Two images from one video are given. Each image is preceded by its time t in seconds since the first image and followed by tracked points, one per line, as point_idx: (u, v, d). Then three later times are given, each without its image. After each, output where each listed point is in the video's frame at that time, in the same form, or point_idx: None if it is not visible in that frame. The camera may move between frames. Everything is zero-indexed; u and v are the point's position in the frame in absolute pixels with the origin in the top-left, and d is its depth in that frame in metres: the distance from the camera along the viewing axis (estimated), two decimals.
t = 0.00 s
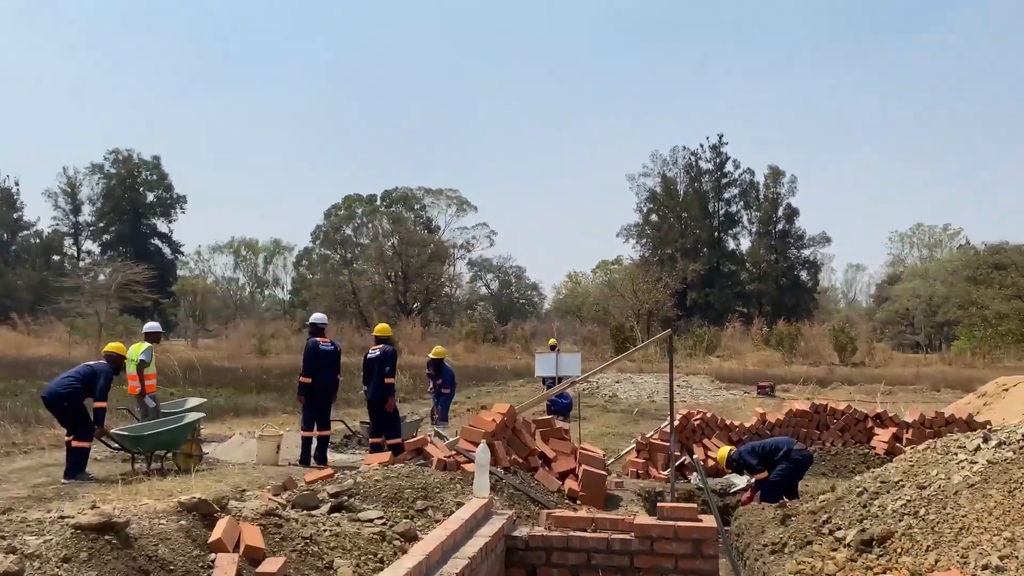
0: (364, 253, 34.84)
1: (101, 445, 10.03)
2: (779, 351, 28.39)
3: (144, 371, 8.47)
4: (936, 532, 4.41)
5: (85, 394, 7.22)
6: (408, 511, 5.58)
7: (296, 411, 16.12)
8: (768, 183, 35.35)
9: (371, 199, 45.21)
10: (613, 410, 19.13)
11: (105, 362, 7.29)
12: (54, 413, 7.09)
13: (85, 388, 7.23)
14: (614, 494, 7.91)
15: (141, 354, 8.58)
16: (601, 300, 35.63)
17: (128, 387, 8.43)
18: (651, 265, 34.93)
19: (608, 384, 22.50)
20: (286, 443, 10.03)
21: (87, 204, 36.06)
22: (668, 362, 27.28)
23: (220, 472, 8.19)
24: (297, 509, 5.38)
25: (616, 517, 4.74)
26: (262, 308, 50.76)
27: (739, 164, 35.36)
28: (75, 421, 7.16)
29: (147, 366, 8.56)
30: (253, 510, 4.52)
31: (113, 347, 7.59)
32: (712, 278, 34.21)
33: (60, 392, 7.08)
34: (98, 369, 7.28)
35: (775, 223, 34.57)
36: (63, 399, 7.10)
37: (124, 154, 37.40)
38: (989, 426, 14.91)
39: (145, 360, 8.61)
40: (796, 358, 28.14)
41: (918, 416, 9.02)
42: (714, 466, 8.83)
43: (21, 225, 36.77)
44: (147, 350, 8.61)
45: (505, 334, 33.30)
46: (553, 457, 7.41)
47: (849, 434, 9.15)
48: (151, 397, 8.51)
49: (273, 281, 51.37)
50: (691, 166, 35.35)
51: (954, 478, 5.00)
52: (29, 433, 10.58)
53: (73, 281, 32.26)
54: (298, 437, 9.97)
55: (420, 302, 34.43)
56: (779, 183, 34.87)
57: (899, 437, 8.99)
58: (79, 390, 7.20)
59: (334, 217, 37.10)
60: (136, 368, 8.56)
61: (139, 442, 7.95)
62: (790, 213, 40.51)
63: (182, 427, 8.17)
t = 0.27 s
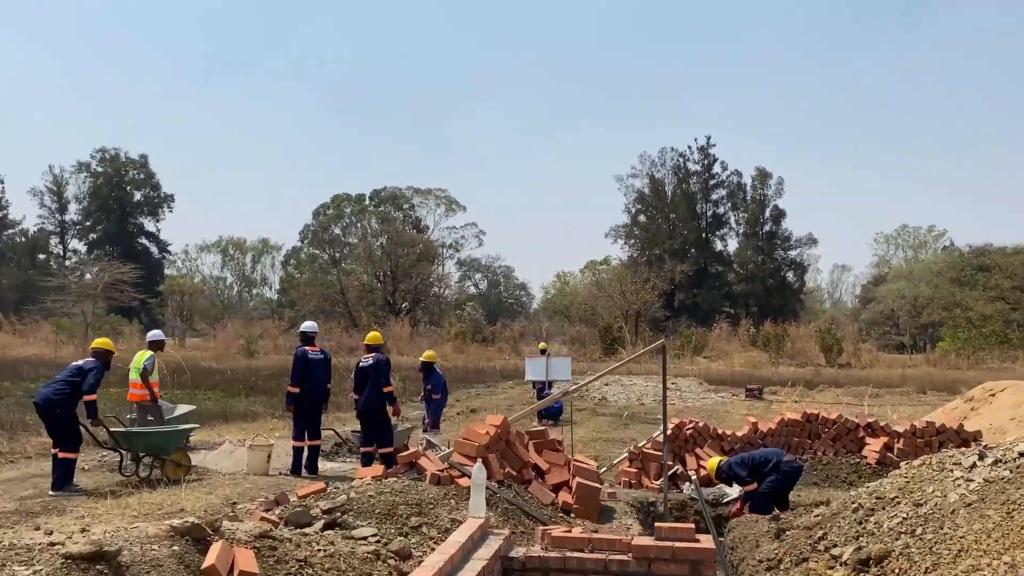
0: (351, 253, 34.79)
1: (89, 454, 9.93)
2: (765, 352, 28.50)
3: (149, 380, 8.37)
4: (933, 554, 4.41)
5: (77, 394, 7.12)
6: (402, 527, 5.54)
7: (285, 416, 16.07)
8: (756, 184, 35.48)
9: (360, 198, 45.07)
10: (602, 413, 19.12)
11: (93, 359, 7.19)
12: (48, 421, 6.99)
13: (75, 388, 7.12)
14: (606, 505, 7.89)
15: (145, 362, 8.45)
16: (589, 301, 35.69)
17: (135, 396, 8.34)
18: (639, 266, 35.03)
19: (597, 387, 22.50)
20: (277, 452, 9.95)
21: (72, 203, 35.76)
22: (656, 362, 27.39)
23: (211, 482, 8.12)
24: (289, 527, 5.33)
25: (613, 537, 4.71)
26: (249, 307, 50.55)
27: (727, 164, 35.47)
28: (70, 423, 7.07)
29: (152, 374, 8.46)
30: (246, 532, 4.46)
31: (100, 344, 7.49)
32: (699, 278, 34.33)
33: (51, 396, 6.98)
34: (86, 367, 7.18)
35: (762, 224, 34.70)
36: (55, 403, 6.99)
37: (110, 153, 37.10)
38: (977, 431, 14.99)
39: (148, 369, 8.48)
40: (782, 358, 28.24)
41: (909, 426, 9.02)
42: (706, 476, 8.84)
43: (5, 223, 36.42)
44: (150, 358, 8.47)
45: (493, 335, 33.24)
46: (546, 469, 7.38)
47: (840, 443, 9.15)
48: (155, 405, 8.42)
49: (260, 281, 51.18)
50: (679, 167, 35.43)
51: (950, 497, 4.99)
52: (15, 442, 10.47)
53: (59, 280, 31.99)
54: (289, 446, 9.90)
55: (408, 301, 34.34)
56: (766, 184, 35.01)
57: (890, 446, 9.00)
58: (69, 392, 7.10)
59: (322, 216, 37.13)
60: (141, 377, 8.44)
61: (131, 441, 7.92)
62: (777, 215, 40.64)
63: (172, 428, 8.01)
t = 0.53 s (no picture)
0: (340, 246, 34.67)
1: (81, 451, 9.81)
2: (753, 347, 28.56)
3: (151, 378, 8.26)
4: (943, 553, 4.42)
5: (76, 383, 7.00)
6: (407, 526, 5.50)
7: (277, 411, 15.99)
8: (745, 179, 35.49)
9: (348, 191, 44.84)
10: (594, 408, 19.11)
11: (87, 347, 7.05)
12: (55, 417, 6.88)
13: (75, 377, 7.00)
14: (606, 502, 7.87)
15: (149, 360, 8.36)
16: (578, 295, 35.65)
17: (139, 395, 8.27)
18: (628, 260, 35.01)
19: (589, 382, 22.48)
20: (273, 448, 9.89)
21: (58, 195, 35.39)
22: (646, 357, 27.41)
23: (207, 478, 8.05)
24: (293, 526, 5.27)
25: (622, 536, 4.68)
26: (236, 300, 50.28)
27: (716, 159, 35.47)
28: (77, 413, 6.95)
29: (156, 372, 8.34)
30: (253, 532, 4.41)
31: (93, 331, 7.36)
32: (689, 273, 34.34)
33: (52, 391, 6.87)
34: (81, 356, 7.04)
35: (751, 219, 34.74)
36: (58, 396, 6.88)
37: (96, 144, 36.72)
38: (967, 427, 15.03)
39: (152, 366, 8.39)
40: (770, 353, 28.30)
41: (907, 423, 9.05)
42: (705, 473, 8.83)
43: None
44: (154, 356, 8.39)
45: (483, 329, 33.15)
46: (547, 466, 7.35)
47: (839, 440, 9.17)
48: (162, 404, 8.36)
49: (247, 274, 50.90)
50: (669, 162, 35.39)
51: (957, 495, 4.99)
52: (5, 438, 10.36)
53: (44, 273, 31.68)
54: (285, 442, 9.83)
55: (397, 295, 34.21)
56: (755, 179, 35.04)
57: (887, 443, 9.02)
58: (70, 384, 6.97)
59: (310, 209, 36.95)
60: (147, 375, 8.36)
61: (124, 431, 7.80)
62: (767, 210, 40.67)
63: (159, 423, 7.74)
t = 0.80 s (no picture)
0: (327, 232, 34.59)
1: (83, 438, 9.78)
2: (740, 334, 28.76)
3: (155, 366, 8.28)
4: (958, 542, 4.51)
5: (98, 372, 6.99)
6: (423, 515, 5.54)
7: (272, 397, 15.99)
8: (732, 166, 35.58)
9: (335, 177, 44.64)
10: (586, 395, 19.21)
11: (108, 336, 7.05)
12: (78, 406, 6.85)
13: (98, 368, 6.98)
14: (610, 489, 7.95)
15: (154, 347, 8.38)
16: (567, 281, 35.73)
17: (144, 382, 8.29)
18: (616, 247, 35.10)
19: (580, 368, 22.57)
20: (276, 436, 9.90)
21: (43, 178, 35.01)
22: (634, 344, 27.55)
23: (213, 467, 8.06)
24: (310, 516, 5.31)
25: (642, 526, 4.75)
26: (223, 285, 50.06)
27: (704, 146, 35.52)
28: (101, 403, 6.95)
29: (160, 360, 8.36)
30: (278, 523, 4.44)
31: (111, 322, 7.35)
32: (676, 260, 34.46)
33: (77, 382, 6.85)
34: (102, 346, 7.03)
35: (738, 206, 34.87)
36: (83, 387, 6.86)
37: (81, 127, 36.32)
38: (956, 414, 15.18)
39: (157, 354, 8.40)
40: (757, 339, 28.49)
41: (905, 411, 9.16)
42: (707, 460, 8.88)
43: None
44: (158, 343, 8.41)
45: (472, 315, 33.17)
46: (554, 454, 7.40)
47: (838, 428, 9.27)
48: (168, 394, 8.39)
49: (234, 259, 50.65)
50: (657, 149, 35.41)
51: (967, 485, 5.08)
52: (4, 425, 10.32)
53: (30, 257, 31.39)
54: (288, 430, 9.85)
55: (385, 281, 34.17)
56: (742, 166, 35.13)
57: (886, 431, 9.13)
58: (93, 374, 6.95)
59: (297, 194, 36.80)
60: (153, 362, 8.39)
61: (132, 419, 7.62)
62: (754, 197, 40.80)
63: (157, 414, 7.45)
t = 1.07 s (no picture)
0: (312, 208, 34.41)
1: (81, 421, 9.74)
2: (725, 312, 28.96)
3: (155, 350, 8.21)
4: (967, 534, 4.61)
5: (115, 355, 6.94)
6: (435, 504, 5.57)
7: (264, 377, 15.98)
8: (719, 144, 35.55)
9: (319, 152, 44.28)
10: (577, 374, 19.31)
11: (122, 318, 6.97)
12: (98, 389, 6.82)
13: (115, 351, 6.92)
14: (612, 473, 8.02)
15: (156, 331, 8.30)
16: (553, 260, 35.75)
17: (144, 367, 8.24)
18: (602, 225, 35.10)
19: (570, 347, 22.66)
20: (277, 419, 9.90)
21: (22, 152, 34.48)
22: (620, 322, 27.67)
23: (216, 452, 8.06)
24: (324, 506, 5.33)
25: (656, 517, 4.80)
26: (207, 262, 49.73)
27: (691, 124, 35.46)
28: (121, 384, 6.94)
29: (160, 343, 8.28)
30: (298, 516, 4.46)
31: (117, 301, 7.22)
32: (662, 239, 34.53)
33: (97, 367, 6.78)
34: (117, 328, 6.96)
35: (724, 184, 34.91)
36: (102, 372, 6.80)
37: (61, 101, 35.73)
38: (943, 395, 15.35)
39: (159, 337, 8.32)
40: (742, 318, 28.69)
41: (902, 396, 9.26)
42: (706, 444, 8.95)
43: None
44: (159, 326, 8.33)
45: (459, 293, 33.13)
46: (559, 440, 7.43)
47: (835, 412, 9.37)
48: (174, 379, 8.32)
49: (217, 235, 50.27)
50: (644, 126, 35.30)
51: (976, 476, 5.16)
52: None
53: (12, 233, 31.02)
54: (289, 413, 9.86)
55: (371, 258, 34.06)
56: (729, 144, 35.13)
57: (883, 416, 9.25)
58: (111, 358, 6.89)
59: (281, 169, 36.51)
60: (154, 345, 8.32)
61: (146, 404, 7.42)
62: (740, 175, 40.85)
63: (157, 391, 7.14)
